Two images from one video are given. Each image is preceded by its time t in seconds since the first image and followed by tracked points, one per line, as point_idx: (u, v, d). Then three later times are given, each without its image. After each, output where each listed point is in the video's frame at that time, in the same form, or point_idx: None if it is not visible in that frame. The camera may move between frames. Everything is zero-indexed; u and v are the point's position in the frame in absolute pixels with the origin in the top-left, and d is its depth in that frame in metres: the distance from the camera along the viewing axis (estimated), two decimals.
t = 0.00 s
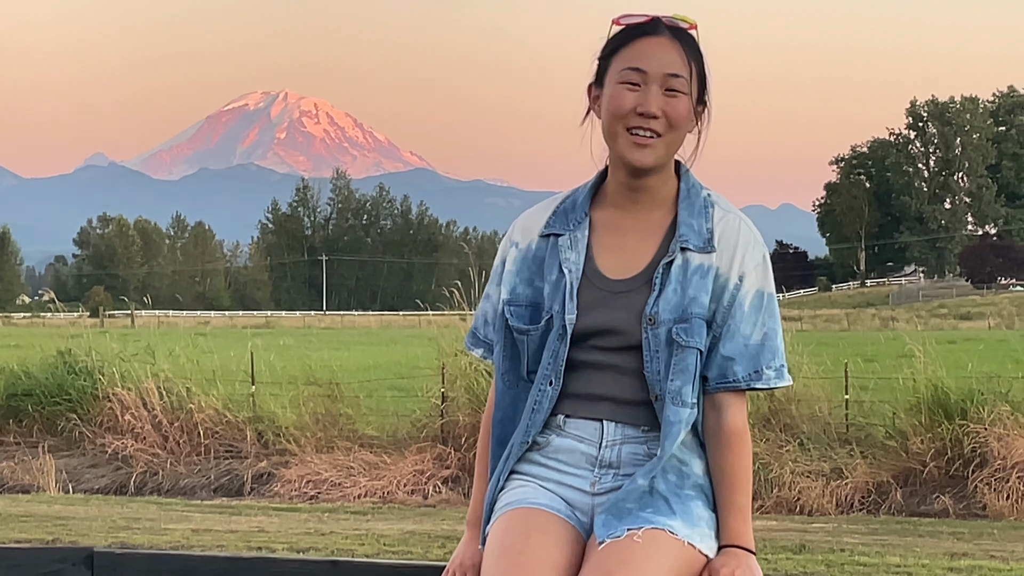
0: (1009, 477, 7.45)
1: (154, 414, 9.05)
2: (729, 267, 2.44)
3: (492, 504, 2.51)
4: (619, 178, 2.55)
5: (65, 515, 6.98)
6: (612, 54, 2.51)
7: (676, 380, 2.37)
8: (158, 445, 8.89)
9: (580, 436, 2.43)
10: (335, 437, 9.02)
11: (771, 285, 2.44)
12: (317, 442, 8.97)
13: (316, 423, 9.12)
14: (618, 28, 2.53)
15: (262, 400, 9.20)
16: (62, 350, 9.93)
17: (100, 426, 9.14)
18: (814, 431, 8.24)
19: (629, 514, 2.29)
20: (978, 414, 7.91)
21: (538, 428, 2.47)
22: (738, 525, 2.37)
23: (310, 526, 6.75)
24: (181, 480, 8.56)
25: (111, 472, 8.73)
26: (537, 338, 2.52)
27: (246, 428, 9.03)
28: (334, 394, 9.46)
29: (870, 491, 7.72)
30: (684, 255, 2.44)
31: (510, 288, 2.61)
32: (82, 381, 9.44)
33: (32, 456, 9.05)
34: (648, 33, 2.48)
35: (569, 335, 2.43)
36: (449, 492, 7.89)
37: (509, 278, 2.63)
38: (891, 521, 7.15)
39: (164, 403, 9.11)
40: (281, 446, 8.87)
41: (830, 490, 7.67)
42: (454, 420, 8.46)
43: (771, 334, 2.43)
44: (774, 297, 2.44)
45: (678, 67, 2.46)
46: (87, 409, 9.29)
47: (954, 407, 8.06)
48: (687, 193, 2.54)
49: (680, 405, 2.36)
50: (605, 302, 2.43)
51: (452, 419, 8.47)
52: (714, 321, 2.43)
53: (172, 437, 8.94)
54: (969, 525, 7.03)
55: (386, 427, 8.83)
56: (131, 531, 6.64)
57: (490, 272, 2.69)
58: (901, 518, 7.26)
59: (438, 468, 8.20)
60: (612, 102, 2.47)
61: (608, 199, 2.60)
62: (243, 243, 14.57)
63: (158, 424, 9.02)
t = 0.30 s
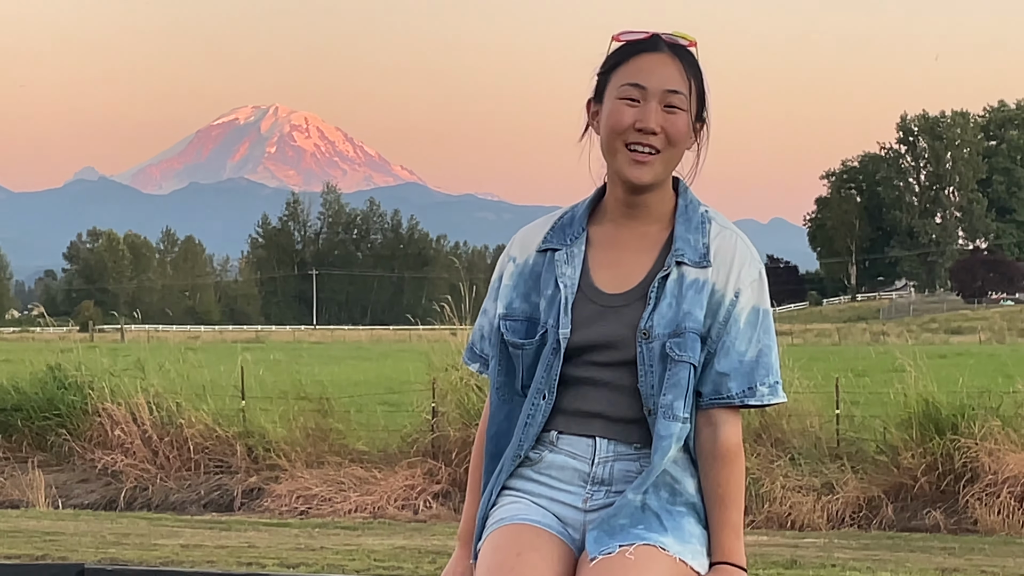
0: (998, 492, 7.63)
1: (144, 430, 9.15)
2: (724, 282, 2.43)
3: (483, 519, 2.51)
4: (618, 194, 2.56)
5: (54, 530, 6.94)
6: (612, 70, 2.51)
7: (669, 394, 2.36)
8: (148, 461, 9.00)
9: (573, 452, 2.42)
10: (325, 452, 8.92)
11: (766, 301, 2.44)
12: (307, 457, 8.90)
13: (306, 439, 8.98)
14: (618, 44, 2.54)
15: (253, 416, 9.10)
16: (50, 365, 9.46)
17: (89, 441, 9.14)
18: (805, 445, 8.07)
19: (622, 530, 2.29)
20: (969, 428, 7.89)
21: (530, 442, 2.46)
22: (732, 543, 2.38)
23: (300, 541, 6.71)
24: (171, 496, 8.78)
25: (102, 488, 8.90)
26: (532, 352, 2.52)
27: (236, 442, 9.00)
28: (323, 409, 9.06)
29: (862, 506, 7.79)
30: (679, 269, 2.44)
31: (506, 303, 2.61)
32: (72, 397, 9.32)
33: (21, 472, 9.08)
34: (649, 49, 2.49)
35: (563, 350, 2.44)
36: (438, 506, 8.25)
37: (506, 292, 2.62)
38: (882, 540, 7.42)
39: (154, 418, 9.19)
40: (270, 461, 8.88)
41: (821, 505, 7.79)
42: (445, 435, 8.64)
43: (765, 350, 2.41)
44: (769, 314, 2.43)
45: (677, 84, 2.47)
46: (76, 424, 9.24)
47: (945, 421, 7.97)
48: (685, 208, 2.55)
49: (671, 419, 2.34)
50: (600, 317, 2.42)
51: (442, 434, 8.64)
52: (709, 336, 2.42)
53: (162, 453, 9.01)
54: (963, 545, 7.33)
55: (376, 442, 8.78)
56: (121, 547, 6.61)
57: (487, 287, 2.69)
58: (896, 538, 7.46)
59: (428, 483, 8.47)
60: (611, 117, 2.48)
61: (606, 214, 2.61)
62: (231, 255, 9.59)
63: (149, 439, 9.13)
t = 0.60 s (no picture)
0: (994, 506, 7.41)
1: (139, 444, 8.99)
2: (720, 297, 2.44)
3: (479, 535, 2.50)
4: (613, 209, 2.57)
5: (50, 545, 6.93)
6: (605, 87, 2.51)
7: (663, 408, 2.36)
8: (143, 475, 8.85)
9: (568, 467, 2.42)
10: (321, 467, 8.85)
11: (761, 316, 2.44)
12: (302, 471, 8.80)
13: (301, 453, 8.93)
14: (611, 60, 2.54)
15: (247, 429, 9.32)
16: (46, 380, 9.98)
17: (84, 456, 9.11)
18: (800, 460, 8.33)
19: (617, 546, 2.29)
20: (964, 443, 7.84)
21: (525, 458, 2.46)
22: (729, 559, 2.37)
23: (296, 556, 6.72)
24: (166, 511, 8.49)
25: (96, 503, 8.68)
26: (526, 367, 2.51)
27: (231, 457, 8.95)
28: (319, 424, 9.30)
29: (857, 521, 7.71)
30: (673, 283, 2.44)
31: (499, 318, 2.60)
32: (66, 411, 9.39)
33: (17, 486, 9.02)
34: (642, 67, 2.49)
35: (557, 365, 2.43)
36: (436, 521, 7.87)
37: (499, 307, 2.62)
38: (877, 551, 7.10)
39: (149, 433, 9.03)
40: (266, 476, 8.78)
41: (816, 520, 7.64)
42: (439, 450, 8.51)
43: (760, 365, 2.42)
44: (764, 328, 2.44)
45: (671, 101, 2.47)
46: (71, 438, 9.26)
47: (940, 436, 8.00)
48: (679, 223, 2.55)
49: (665, 433, 2.35)
50: (594, 331, 2.43)
51: (437, 449, 8.51)
52: (703, 352, 2.42)
53: (156, 467, 8.89)
54: (955, 553, 7.00)
55: (371, 457, 8.91)
56: (115, 561, 6.59)
57: (481, 302, 2.68)
58: (887, 548, 7.23)
59: (423, 498, 8.21)
60: (605, 135, 2.48)
61: (599, 229, 2.61)
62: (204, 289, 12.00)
63: (143, 454, 8.96)
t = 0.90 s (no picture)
0: (990, 514, 7.45)
1: (134, 453, 9.02)
2: (716, 306, 2.45)
3: (471, 543, 2.50)
4: (627, 220, 2.53)
5: (44, 555, 6.92)
6: (642, 101, 2.44)
7: (666, 416, 2.36)
8: (138, 484, 8.86)
9: (559, 474, 2.41)
10: (316, 475, 8.86)
11: (755, 324, 2.46)
12: (297, 480, 8.82)
13: (297, 462, 8.95)
14: (637, 71, 2.47)
15: (243, 439, 9.11)
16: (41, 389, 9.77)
17: (79, 465, 9.10)
18: (796, 468, 8.26)
19: (611, 553, 2.30)
20: (960, 451, 7.87)
21: (516, 466, 2.45)
22: (721, 564, 2.37)
23: (291, 565, 6.70)
24: (161, 520, 8.53)
25: (91, 512, 8.69)
26: (521, 376, 2.50)
27: (226, 466, 8.94)
28: (314, 433, 9.20)
29: (852, 530, 7.71)
30: (671, 292, 2.44)
31: (489, 327, 2.59)
32: (62, 420, 9.39)
33: (11, 496, 9.00)
34: (677, 82, 2.45)
35: (552, 374, 2.43)
36: (431, 529, 7.91)
37: (489, 315, 2.61)
38: (873, 560, 7.10)
39: (144, 442, 9.07)
40: (261, 485, 8.78)
41: (812, 528, 7.65)
42: (435, 458, 8.52)
43: (755, 372, 2.43)
44: (759, 336, 2.46)
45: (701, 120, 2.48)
46: (66, 448, 9.25)
47: (936, 444, 8.03)
48: (672, 232, 2.56)
49: (669, 439, 2.35)
50: (590, 339, 2.43)
51: (433, 457, 8.52)
52: (701, 360, 2.43)
53: (152, 476, 8.90)
54: (951, 561, 7.01)
55: (367, 466, 8.78)
56: (111, 571, 6.58)
57: (467, 310, 2.67)
58: (884, 557, 7.24)
59: (419, 507, 8.21)
60: (645, 152, 2.43)
61: (592, 238, 2.60)
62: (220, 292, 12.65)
63: (138, 463, 8.99)
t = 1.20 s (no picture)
0: (989, 514, 7.43)
1: (132, 453, 9.00)
2: (712, 304, 2.46)
3: (467, 541, 2.50)
4: (626, 218, 2.53)
5: (43, 555, 6.92)
6: (649, 100, 2.43)
7: (664, 413, 2.37)
8: (136, 484, 8.86)
9: (556, 472, 2.41)
10: (315, 475, 8.88)
11: (750, 322, 2.47)
12: (296, 480, 8.82)
13: (295, 462, 8.94)
14: (642, 69, 2.45)
15: (241, 438, 9.24)
16: (39, 390, 9.89)
17: (78, 465, 9.11)
18: (794, 468, 8.35)
19: (607, 550, 2.30)
20: (958, 450, 7.85)
21: (514, 464, 2.45)
22: (716, 562, 2.37)
23: (289, 565, 6.70)
24: (159, 519, 8.51)
25: (90, 512, 8.68)
26: (518, 374, 2.50)
27: (224, 466, 8.93)
28: (314, 433, 9.32)
29: (851, 529, 7.71)
30: (668, 290, 2.45)
31: (485, 325, 2.59)
32: (60, 420, 9.37)
33: (9, 496, 9.00)
34: (682, 82, 2.45)
35: (550, 371, 2.42)
36: (430, 530, 7.89)
37: (485, 313, 2.60)
38: (871, 558, 7.10)
39: (142, 442, 9.04)
40: (259, 485, 8.74)
41: (810, 527, 7.65)
42: (434, 458, 8.53)
43: (751, 369, 2.44)
44: (754, 334, 2.47)
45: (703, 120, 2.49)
46: (65, 448, 9.25)
47: (934, 443, 8.02)
48: (667, 230, 2.57)
49: (667, 437, 2.35)
50: (588, 336, 2.42)
51: (431, 457, 8.54)
52: (697, 357, 2.43)
53: (150, 476, 8.90)
54: (948, 561, 7.01)
55: (365, 466, 8.87)
56: (108, 571, 6.58)
57: (463, 309, 2.66)
58: (882, 556, 7.25)
59: (417, 506, 8.23)
60: (651, 151, 2.42)
61: (589, 234, 2.59)
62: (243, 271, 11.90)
63: (137, 463, 8.97)
